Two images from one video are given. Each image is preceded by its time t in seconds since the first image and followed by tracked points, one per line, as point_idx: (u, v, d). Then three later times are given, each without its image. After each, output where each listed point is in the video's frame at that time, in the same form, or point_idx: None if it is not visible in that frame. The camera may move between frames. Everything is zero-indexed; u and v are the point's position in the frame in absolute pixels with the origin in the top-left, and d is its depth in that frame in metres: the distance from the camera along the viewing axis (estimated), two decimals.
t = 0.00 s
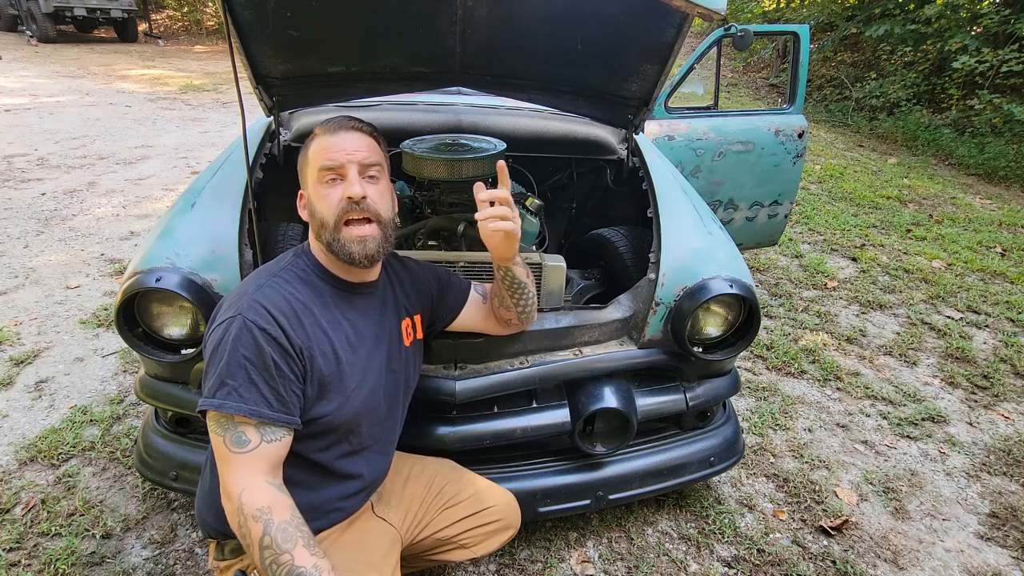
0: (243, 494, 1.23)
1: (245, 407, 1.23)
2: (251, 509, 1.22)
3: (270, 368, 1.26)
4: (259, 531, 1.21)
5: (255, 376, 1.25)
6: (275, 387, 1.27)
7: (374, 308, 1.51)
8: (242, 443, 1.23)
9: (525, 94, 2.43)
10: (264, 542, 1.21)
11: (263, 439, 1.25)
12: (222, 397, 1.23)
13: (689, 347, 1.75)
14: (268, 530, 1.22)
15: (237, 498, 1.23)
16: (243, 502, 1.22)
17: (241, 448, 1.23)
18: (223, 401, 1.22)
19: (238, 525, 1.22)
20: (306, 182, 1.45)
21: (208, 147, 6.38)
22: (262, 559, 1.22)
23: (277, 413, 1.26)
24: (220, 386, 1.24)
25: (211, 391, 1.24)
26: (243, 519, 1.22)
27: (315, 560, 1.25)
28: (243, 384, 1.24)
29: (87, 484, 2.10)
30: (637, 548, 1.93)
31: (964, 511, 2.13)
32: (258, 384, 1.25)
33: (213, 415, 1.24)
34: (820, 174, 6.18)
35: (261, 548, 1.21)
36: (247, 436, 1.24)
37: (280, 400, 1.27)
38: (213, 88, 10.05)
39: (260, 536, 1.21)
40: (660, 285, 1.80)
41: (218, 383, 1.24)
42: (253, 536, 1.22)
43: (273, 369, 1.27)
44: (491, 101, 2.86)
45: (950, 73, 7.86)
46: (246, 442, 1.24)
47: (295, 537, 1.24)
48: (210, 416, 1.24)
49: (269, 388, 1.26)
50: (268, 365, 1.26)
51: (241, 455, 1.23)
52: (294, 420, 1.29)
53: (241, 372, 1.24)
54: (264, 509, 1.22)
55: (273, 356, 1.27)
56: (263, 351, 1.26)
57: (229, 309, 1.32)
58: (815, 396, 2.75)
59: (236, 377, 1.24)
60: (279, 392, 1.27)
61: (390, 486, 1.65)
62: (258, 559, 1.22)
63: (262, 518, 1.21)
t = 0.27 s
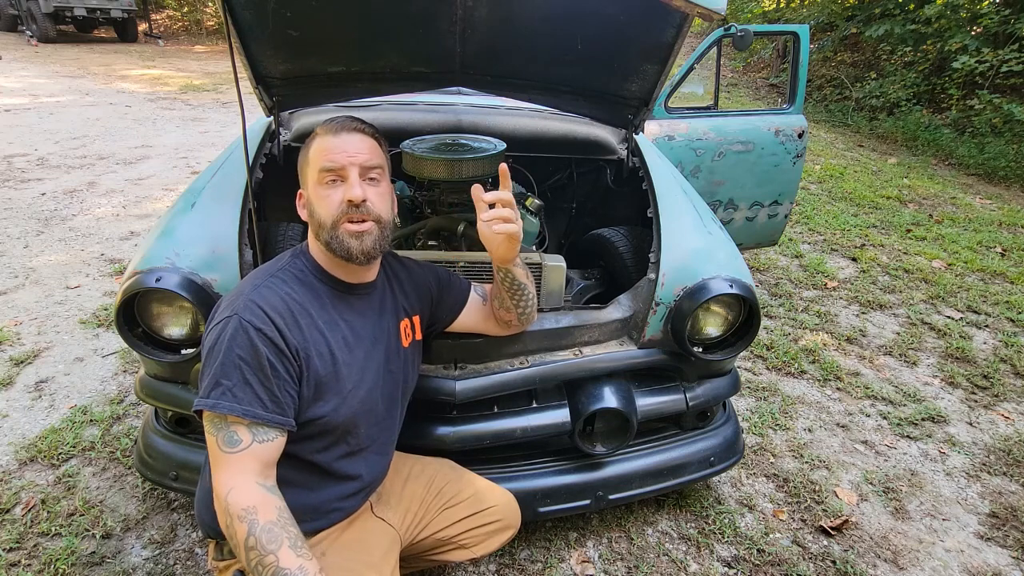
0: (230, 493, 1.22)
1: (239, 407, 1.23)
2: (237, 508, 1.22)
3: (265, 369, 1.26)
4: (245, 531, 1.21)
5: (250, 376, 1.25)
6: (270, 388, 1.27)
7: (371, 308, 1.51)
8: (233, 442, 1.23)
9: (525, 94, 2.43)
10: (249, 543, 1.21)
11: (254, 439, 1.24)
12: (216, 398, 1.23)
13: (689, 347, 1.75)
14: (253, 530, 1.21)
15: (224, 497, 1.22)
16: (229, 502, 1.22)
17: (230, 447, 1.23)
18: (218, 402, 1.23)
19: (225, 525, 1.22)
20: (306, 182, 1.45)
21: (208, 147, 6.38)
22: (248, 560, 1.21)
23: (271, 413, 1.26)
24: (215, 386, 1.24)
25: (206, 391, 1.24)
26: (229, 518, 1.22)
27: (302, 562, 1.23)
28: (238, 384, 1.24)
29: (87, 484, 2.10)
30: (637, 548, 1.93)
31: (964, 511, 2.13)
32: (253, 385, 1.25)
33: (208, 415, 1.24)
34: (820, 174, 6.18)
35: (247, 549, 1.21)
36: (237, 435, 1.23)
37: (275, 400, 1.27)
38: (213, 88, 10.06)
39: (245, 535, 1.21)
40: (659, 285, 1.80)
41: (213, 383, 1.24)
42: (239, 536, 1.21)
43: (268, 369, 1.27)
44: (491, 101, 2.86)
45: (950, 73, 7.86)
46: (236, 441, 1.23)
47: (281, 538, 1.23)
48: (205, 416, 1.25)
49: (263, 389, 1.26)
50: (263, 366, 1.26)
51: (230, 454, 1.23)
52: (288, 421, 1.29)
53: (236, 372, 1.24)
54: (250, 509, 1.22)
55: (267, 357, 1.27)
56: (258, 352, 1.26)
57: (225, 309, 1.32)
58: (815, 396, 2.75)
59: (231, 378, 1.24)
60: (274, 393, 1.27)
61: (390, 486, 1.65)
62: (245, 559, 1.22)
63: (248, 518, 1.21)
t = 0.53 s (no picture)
0: (219, 486, 1.19)
1: (240, 404, 1.22)
2: (226, 500, 1.18)
3: (264, 367, 1.26)
4: (236, 523, 1.17)
5: (251, 373, 1.24)
6: (270, 385, 1.26)
7: (371, 309, 1.51)
8: (226, 436, 1.21)
9: (525, 94, 2.43)
10: (243, 535, 1.17)
11: (248, 431, 1.22)
12: (217, 394, 1.22)
13: (689, 347, 1.75)
14: (245, 521, 1.17)
15: (213, 491, 1.19)
16: (219, 495, 1.18)
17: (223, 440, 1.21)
18: (218, 399, 1.21)
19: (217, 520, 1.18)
20: (307, 185, 1.45)
21: (208, 147, 6.38)
22: (243, 553, 1.17)
23: (272, 411, 1.25)
24: (215, 383, 1.23)
25: (207, 389, 1.23)
26: (220, 511, 1.18)
27: (296, 550, 1.20)
28: (240, 381, 1.23)
29: (87, 484, 2.10)
30: (637, 548, 1.93)
31: (964, 511, 2.13)
32: (254, 382, 1.24)
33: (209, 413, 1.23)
34: (820, 174, 6.18)
35: (240, 541, 1.17)
36: (232, 428, 1.21)
37: (276, 397, 1.26)
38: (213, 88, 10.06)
39: (237, 527, 1.17)
40: (659, 285, 1.80)
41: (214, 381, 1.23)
42: (231, 529, 1.17)
43: (268, 367, 1.26)
44: (491, 101, 2.86)
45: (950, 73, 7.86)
46: (229, 433, 1.21)
47: (275, 527, 1.19)
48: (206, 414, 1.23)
49: (264, 385, 1.25)
50: (262, 364, 1.26)
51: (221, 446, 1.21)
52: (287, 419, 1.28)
53: (237, 369, 1.24)
54: (241, 500, 1.18)
55: (267, 356, 1.27)
56: (258, 350, 1.26)
57: (225, 310, 1.32)
58: (815, 396, 2.75)
59: (231, 375, 1.23)
60: (275, 390, 1.26)
61: (390, 486, 1.65)
62: (238, 553, 1.17)
63: (238, 508, 1.17)
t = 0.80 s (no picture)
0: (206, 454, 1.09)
1: (247, 382, 1.17)
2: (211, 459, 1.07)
3: (269, 353, 1.24)
4: (219, 471, 1.04)
5: (256, 355, 1.22)
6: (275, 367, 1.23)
7: (370, 309, 1.51)
8: (223, 410, 1.14)
9: (525, 94, 2.43)
10: (226, 479, 1.03)
11: (246, 400, 1.15)
12: (222, 376, 1.18)
13: (689, 347, 1.75)
14: (227, 465, 1.04)
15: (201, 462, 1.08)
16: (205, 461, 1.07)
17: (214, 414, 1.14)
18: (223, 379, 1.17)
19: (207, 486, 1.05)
20: (307, 187, 1.44)
21: (208, 147, 6.38)
22: (231, 499, 1.01)
23: (278, 387, 1.20)
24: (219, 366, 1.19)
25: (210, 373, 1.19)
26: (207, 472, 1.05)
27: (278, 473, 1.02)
28: (245, 363, 1.20)
29: (87, 484, 2.10)
30: (637, 548, 1.93)
31: (964, 511, 2.13)
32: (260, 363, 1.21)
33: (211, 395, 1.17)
34: (820, 174, 6.18)
35: (225, 489, 1.02)
36: (228, 401, 1.14)
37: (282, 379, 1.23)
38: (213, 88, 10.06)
39: (221, 475, 1.03)
40: (660, 285, 1.80)
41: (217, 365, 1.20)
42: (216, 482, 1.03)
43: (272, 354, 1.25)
44: (491, 101, 2.86)
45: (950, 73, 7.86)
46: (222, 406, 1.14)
47: (256, 459, 1.05)
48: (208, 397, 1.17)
49: (269, 367, 1.22)
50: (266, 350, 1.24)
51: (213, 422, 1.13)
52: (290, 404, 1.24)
53: (241, 353, 1.21)
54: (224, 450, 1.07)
55: (270, 344, 1.26)
56: (261, 337, 1.25)
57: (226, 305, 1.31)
58: (815, 396, 2.75)
59: (235, 358, 1.20)
60: (280, 373, 1.23)
61: (390, 486, 1.66)
62: (227, 501, 1.01)
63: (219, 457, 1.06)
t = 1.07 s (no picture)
0: (198, 456, 1.13)
1: (240, 400, 1.18)
2: (210, 456, 1.13)
3: (267, 365, 1.24)
4: (227, 466, 1.12)
5: (252, 370, 1.22)
6: (270, 382, 1.24)
7: (371, 311, 1.51)
8: (214, 422, 1.16)
9: (525, 94, 2.43)
10: (240, 471, 1.12)
11: (240, 418, 1.18)
12: (216, 390, 1.19)
13: (689, 347, 1.75)
14: (236, 459, 1.13)
15: (196, 464, 1.13)
16: (201, 461, 1.13)
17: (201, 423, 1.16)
18: (217, 394, 1.18)
19: (208, 486, 1.12)
20: (313, 188, 1.44)
21: (208, 147, 6.38)
22: (247, 486, 1.12)
23: (270, 408, 1.22)
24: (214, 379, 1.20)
25: (205, 386, 1.20)
26: (207, 472, 1.12)
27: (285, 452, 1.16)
28: (240, 378, 1.20)
29: (87, 484, 2.10)
30: (637, 548, 1.93)
31: (964, 511, 2.13)
32: (255, 378, 1.22)
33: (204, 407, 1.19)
34: (820, 174, 6.18)
35: (236, 480, 1.12)
36: (223, 413, 1.17)
37: (276, 395, 1.24)
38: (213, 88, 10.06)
39: (229, 470, 1.12)
40: (660, 285, 1.80)
41: (212, 377, 1.20)
42: (223, 477, 1.12)
43: (270, 366, 1.25)
44: (491, 101, 2.86)
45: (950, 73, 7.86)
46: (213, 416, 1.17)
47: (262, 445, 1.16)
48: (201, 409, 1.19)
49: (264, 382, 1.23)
50: (264, 363, 1.24)
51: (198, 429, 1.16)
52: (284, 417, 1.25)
53: (238, 366, 1.21)
54: (225, 445, 1.14)
55: (269, 355, 1.26)
56: (260, 348, 1.25)
57: (227, 310, 1.31)
58: (815, 396, 2.75)
59: (231, 371, 1.21)
60: (273, 388, 1.24)
61: (390, 486, 1.65)
62: (240, 489, 1.12)
63: (225, 452, 1.13)
